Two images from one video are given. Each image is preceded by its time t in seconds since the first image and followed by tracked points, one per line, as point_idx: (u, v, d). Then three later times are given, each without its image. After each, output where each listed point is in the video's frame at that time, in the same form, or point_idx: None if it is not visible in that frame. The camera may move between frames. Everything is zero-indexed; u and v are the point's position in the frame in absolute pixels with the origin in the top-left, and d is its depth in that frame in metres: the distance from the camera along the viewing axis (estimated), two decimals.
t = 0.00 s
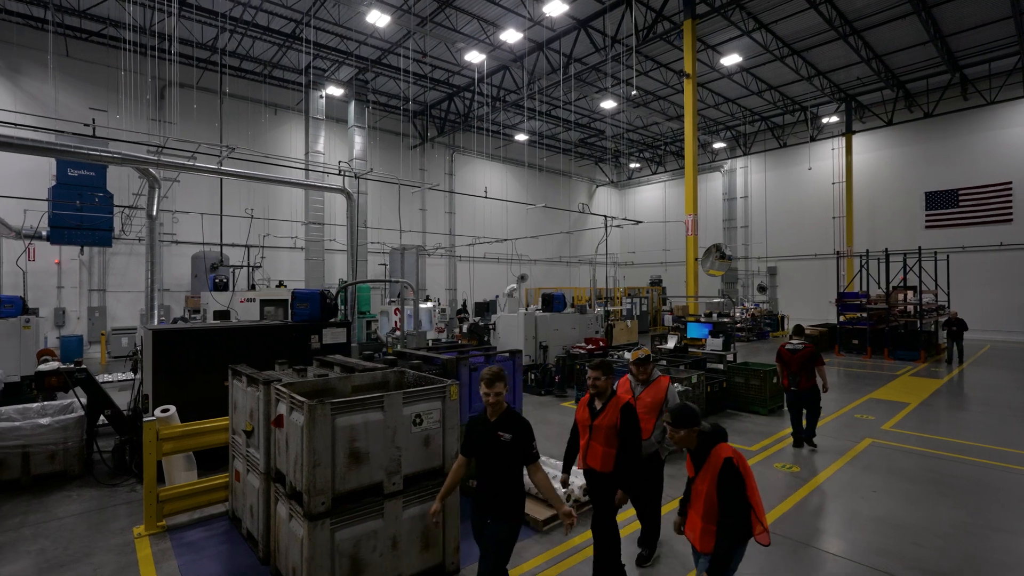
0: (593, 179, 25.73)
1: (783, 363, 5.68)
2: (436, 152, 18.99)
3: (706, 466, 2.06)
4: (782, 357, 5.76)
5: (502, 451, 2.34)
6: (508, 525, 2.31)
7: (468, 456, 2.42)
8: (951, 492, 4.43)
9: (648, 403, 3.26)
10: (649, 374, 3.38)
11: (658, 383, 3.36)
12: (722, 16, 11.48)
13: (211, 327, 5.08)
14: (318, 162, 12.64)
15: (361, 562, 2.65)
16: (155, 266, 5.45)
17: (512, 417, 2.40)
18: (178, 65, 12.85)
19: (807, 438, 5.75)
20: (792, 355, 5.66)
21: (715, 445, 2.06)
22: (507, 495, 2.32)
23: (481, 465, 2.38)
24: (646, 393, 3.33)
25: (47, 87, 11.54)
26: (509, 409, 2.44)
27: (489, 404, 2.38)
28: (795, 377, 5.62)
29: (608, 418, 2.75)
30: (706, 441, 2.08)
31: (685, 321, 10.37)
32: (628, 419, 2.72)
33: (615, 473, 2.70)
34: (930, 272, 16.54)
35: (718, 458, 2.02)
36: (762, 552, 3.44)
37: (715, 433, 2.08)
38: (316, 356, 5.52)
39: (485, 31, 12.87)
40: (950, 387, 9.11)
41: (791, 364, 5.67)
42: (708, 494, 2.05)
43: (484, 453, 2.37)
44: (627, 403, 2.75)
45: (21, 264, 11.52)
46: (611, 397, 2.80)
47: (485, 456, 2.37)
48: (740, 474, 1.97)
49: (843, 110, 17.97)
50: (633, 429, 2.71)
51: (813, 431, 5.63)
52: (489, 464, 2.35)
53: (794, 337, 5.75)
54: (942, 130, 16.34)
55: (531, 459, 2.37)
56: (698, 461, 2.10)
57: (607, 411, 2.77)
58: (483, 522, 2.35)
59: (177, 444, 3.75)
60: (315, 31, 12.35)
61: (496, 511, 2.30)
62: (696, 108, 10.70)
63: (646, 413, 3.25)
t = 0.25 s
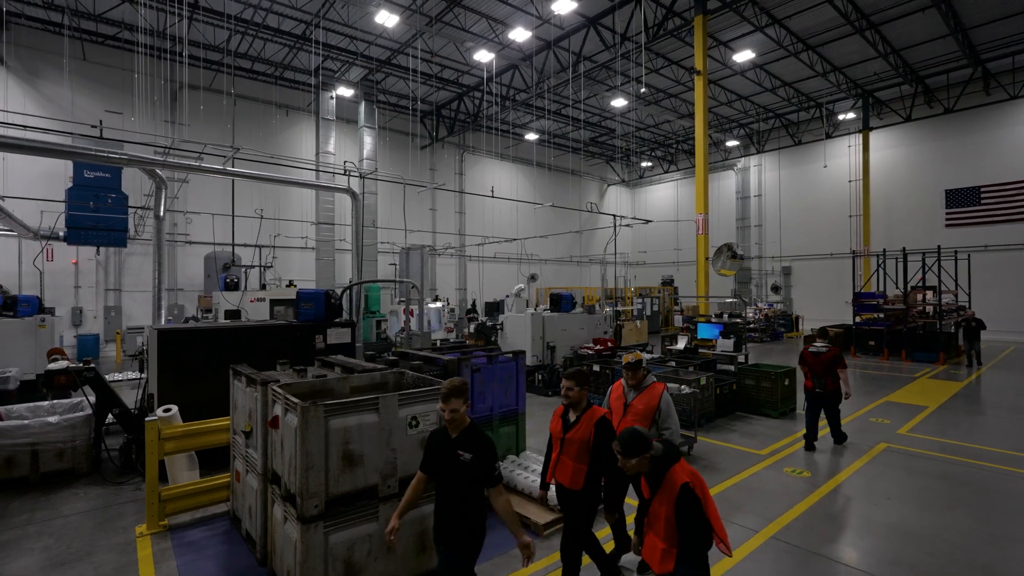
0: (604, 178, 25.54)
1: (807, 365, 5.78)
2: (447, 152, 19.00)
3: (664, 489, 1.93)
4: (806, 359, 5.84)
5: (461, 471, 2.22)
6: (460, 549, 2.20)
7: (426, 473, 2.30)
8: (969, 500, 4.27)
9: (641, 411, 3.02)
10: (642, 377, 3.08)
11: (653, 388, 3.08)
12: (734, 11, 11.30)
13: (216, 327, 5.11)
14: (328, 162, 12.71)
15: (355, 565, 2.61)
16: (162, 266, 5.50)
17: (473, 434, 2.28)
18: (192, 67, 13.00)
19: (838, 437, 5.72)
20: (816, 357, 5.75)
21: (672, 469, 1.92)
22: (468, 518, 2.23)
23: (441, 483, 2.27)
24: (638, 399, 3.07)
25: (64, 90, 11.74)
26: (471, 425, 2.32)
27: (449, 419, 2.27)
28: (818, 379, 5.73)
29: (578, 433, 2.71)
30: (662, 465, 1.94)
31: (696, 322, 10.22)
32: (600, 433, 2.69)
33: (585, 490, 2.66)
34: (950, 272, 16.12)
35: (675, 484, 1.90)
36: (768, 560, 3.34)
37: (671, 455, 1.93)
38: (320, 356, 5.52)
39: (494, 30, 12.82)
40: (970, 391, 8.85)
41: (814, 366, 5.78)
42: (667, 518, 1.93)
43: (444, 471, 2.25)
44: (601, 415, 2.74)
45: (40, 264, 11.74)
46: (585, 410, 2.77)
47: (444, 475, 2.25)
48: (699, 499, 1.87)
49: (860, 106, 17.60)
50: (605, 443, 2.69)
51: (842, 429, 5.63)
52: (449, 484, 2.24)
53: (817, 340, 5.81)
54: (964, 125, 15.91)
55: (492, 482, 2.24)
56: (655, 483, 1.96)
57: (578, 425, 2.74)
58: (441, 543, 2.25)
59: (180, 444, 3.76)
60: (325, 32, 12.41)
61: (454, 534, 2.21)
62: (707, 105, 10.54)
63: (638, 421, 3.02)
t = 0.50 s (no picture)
0: (614, 178, 25.39)
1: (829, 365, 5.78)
2: (455, 152, 19.02)
3: (603, 506, 1.83)
4: (826, 359, 5.85)
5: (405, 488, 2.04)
6: None
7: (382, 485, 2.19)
8: (985, 509, 4.13)
9: (622, 421, 2.87)
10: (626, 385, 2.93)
11: (636, 397, 2.92)
12: (744, 8, 11.15)
13: (221, 327, 5.13)
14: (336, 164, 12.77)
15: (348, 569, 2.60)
16: (168, 268, 5.54)
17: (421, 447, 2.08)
18: (203, 70, 13.15)
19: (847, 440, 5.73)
20: (837, 357, 5.76)
21: (609, 484, 1.83)
22: (407, 540, 2.02)
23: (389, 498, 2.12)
24: (619, 408, 2.91)
25: (78, 94, 11.93)
26: (422, 437, 2.13)
27: (392, 430, 2.08)
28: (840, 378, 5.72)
29: (543, 441, 2.62)
30: (600, 482, 1.83)
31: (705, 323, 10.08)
32: (565, 441, 2.59)
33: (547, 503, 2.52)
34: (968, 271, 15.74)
35: (613, 501, 1.81)
36: (771, 570, 3.25)
37: (608, 471, 1.83)
38: (323, 357, 5.51)
39: (501, 30, 12.79)
40: (988, 395, 8.62)
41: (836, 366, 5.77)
42: (606, 536, 1.83)
43: (392, 485, 2.11)
44: (570, 422, 2.66)
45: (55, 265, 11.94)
46: (553, 417, 2.68)
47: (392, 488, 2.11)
48: (637, 514, 1.79)
49: (875, 103, 17.27)
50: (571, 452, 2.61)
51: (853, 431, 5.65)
52: (394, 499, 2.08)
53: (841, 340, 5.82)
54: (982, 122, 15.54)
55: (438, 503, 2.01)
56: (593, 500, 1.86)
57: (544, 434, 2.64)
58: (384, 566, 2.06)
59: (180, 445, 3.77)
60: (333, 34, 12.47)
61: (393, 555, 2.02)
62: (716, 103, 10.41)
63: (619, 431, 2.86)
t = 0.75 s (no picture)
0: (623, 177, 25.24)
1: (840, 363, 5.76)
2: (463, 153, 19.04)
3: (549, 520, 1.75)
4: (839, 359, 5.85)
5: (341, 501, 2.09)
6: None
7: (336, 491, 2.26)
8: (997, 517, 4.01)
9: (595, 423, 2.80)
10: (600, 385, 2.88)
11: (611, 398, 2.85)
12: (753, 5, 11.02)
13: (224, 328, 5.16)
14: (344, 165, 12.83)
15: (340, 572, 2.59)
16: (173, 268, 5.58)
17: (357, 463, 2.10)
18: (213, 73, 13.29)
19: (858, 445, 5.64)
20: (850, 355, 5.74)
21: (553, 496, 1.75)
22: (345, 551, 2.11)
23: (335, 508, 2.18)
24: (593, 411, 2.85)
25: (91, 97, 12.11)
26: (361, 451, 2.14)
27: (331, 441, 2.11)
28: (853, 378, 5.66)
29: (500, 455, 2.34)
30: (543, 497, 1.74)
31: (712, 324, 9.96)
32: (522, 452, 2.31)
33: (504, 522, 2.24)
34: (986, 272, 15.38)
35: (558, 514, 1.73)
36: None
37: (549, 484, 1.74)
38: (325, 357, 5.52)
39: (507, 30, 12.77)
40: (1005, 398, 8.41)
41: (848, 366, 5.75)
42: (553, 553, 1.74)
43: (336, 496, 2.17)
44: (529, 432, 2.37)
45: (69, 266, 12.14)
46: (511, 426, 2.40)
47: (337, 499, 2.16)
48: (583, 524, 1.73)
49: (889, 100, 16.96)
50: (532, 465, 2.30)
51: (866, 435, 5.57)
52: (336, 511, 2.14)
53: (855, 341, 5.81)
54: (1001, 119, 15.19)
55: (368, 522, 2.03)
56: (538, 516, 1.77)
57: (501, 446, 2.36)
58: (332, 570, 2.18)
59: (179, 445, 3.79)
60: (341, 36, 12.55)
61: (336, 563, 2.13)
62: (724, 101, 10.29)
63: (593, 434, 2.78)
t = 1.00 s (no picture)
0: (634, 176, 25.06)
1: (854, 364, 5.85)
2: (472, 153, 19.06)
3: (478, 526, 1.78)
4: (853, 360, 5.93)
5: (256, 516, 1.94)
6: None
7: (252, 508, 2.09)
8: (1014, 525, 3.87)
9: (573, 432, 2.67)
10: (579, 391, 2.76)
11: (590, 404, 2.73)
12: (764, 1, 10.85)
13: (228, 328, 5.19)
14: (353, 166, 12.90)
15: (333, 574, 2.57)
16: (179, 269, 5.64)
17: (275, 475, 1.96)
18: (224, 76, 13.46)
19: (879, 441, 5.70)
20: (864, 355, 5.82)
21: (482, 502, 1.78)
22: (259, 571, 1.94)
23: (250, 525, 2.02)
24: (571, 418, 2.72)
25: (106, 101, 12.32)
26: (280, 462, 2.00)
27: (248, 451, 1.97)
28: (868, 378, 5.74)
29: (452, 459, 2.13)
30: (474, 503, 1.76)
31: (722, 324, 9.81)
32: (474, 453, 2.10)
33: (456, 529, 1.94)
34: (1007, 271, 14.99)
35: (487, 519, 1.76)
36: None
37: (483, 491, 1.77)
38: (329, 357, 5.53)
39: (515, 30, 12.75)
40: None
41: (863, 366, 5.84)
42: (479, 560, 1.76)
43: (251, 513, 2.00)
44: (482, 433, 2.16)
45: (85, 267, 12.36)
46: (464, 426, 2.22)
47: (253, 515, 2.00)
48: (510, 532, 1.77)
49: (906, 96, 16.60)
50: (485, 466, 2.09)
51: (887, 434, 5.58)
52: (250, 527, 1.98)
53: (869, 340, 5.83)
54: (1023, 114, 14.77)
55: (281, 538, 1.88)
56: (468, 520, 1.80)
57: (454, 449, 2.16)
58: None
59: (182, 444, 3.82)
60: (350, 37, 12.62)
61: None
62: (734, 98, 10.16)
63: (570, 444, 2.66)
